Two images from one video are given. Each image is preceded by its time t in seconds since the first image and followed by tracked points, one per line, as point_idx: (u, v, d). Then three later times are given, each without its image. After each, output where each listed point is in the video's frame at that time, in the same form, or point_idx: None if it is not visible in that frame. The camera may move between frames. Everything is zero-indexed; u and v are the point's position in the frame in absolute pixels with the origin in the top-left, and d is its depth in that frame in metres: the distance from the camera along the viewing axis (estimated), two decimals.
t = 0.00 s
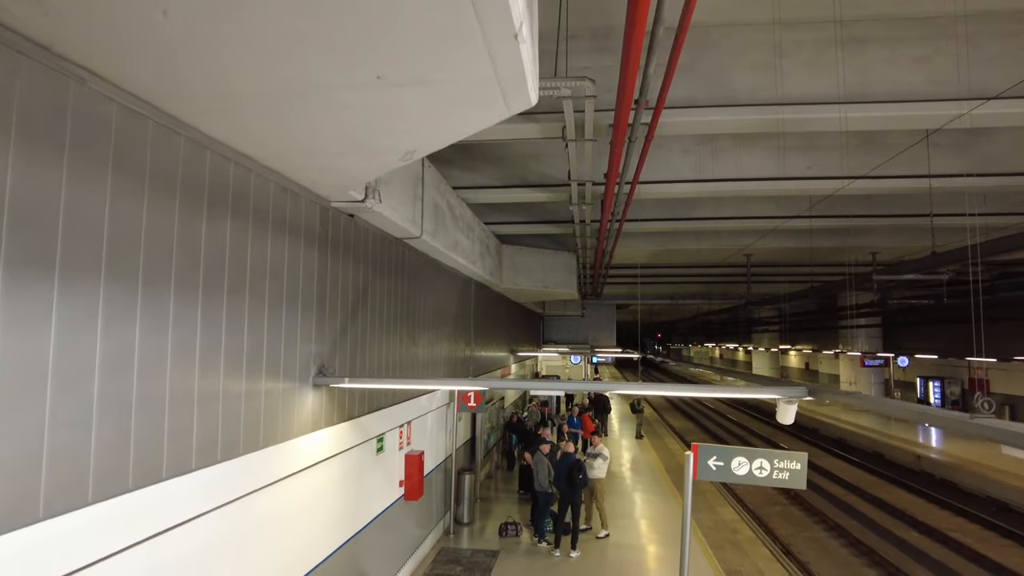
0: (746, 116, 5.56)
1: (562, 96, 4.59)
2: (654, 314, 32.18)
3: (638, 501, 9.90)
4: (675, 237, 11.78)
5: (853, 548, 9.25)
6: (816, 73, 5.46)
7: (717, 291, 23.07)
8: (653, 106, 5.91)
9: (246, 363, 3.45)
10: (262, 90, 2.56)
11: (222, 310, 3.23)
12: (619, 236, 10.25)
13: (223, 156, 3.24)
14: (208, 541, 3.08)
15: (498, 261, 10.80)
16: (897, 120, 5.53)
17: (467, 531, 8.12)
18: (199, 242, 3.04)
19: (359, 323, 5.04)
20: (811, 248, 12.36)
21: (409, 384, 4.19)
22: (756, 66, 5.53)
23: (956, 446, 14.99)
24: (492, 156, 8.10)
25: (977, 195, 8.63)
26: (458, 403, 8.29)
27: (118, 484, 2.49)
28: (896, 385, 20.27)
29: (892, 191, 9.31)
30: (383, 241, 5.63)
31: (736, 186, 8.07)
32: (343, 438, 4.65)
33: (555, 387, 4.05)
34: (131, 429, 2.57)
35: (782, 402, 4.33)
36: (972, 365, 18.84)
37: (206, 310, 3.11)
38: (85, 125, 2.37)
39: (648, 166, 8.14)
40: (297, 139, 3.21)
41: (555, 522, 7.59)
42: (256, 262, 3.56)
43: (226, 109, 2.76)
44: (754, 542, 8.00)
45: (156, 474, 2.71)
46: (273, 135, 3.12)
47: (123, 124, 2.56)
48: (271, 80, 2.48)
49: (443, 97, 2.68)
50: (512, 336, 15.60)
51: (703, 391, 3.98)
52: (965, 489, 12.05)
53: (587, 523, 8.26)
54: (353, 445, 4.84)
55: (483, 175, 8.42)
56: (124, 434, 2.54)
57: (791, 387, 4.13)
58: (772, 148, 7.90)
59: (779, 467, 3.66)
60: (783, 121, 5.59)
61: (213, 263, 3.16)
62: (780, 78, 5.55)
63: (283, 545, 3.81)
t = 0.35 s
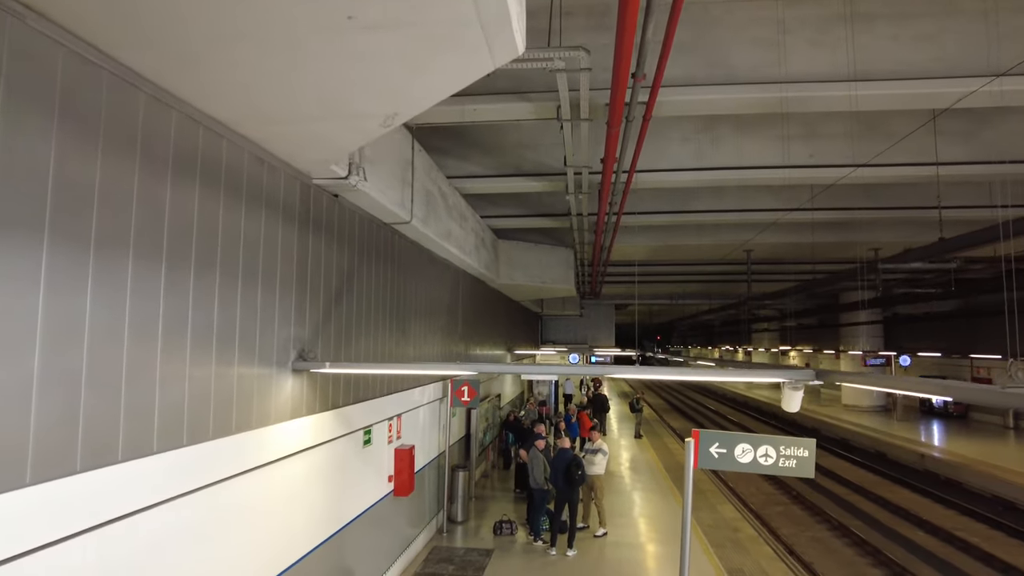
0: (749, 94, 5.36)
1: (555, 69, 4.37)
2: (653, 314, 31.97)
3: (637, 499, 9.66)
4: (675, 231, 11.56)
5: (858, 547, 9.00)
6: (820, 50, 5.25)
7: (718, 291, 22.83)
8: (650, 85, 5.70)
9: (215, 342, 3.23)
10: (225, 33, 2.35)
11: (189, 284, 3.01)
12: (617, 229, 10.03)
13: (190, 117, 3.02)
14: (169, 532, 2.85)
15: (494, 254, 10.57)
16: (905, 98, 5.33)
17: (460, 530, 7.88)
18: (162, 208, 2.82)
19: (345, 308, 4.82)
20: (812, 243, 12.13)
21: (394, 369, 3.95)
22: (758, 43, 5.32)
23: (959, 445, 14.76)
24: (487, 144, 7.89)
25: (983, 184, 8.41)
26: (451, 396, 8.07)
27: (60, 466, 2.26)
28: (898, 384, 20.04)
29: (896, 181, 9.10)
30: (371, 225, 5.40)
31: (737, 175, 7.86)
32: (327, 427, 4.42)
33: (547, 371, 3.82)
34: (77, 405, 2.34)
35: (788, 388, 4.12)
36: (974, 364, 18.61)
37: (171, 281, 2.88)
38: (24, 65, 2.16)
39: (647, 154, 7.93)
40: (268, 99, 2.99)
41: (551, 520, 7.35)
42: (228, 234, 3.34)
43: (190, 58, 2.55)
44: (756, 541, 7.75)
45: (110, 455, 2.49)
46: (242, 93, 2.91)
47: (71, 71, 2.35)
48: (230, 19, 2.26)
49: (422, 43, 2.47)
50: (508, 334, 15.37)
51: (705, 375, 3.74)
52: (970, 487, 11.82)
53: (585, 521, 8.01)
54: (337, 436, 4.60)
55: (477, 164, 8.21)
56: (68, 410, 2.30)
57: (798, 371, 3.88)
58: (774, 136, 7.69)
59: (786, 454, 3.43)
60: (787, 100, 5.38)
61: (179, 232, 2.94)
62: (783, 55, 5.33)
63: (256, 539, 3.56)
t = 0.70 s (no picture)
0: (755, 74, 5.19)
1: (554, 43, 4.24)
2: (654, 313, 31.79)
3: (639, 496, 9.47)
4: (676, 224, 11.39)
5: (864, 546, 8.80)
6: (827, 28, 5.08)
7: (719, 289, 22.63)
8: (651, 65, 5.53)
9: (193, 322, 3.05)
10: None
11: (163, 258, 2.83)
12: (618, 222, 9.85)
13: (164, 82, 2.85)
14: (141, 521, 2.67)
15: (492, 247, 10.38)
16: (917, 77, 5.16)
17: (457, 527, 7.71)
18: (133, 175, 2.64)
19: (335, 293, 4.63)
20: (816, 237, 11.94)
21: (384, 354, 3.76)
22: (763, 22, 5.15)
23: (964, 443, 14.57)
24: (484, 133, 7.72)
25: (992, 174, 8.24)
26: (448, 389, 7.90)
27: (15, 446, 2.09)
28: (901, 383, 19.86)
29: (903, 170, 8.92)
30: (363, 210, 5.22)
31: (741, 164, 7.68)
32: (316, 417, 4.23)
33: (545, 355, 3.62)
34: (33, 379, 2.17)
35: (796, 374, 3.93)
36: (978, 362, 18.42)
37: (143, 254, 2.70)
38: None
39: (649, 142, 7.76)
40: (246, 62, 2.83)
41: (551, 517, 7.16)
42: (207, 209, 3.16)
43: (162, 11, 2.38)
44: (760, 538, 7.57)
45: (71, 437, 2.31)
46: (218, 54, 2.74)
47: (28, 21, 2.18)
48: None
49: None
50: (507, 331, 15.18)
51: (711, 359, 3.54)
52: (975, 485, 11.64)
53: (585, 518, 7.83)
54: (326, 427, 4.41)
55: (475, 153, 8.03)
56: (24, 385, 2.13)
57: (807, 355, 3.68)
58: (779, 124, 7.52)
59: (797, 442, 3.26)
60: (795, 80, 5.22)
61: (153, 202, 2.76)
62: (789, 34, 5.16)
63: (237, 530, 3.38)
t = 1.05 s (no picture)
0: (764, 48, 5.01)
1: (553, 10, 4.01)
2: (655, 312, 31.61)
3: (641, 491, 9.28)
4: (678, 215, 11.20)
5: (871, 542, 8.60)
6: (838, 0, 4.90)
7: (722, 286, 22.40)
8: (655, 41, 5.35)
9: (169, 291, 2.87)
10: None
11: (137, 221, 2.65)
12: (619, 212, 9.65)
13: (137, 32, 2.67)
14: (109, 500, 2.49)
15: (491, 238, 10.20)
16: (933, 51, 4.97)
17: (455, 521, 7.53)
18: (101, 130, 2.47)
19: (326, 272, 4.45)
20: (821, 230, 11.76)
21: (373, 331, 3.58)
22: None
23: (971, 440, 14.37)
24: (484, 118, 7.54)
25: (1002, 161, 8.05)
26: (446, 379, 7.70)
27: None
28: (905, 380, 19.67)
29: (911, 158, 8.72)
30: (355, 189, 5.04)
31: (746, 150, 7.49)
32: (305, 400, 4.05)
33: (544, 332, 3.43)
34: None
35: (807, 355, 3.74)
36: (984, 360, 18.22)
37: (114, 214, 2.53)
38: None
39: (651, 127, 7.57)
40: (227, 14, 2.64)
41: (550, 510, 6.97)
42: (186, 172, 2.98)
43: None
44: (765, 532, 7.39)
45: (28, 406, 2.14)
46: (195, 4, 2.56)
47: None
48: None
49: None
50: (507, 327, 15.00)
51: (720, 336, 3.34)
52: (983, 482, 11.45)
53: (586, 511, 7.65)
54: (315, 410, 4.23)
55: (474, 139, 7.85)
56: None
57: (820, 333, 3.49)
58: (785, 108, 7.34)
59: (812, 422, 3.07)
60: (805, 55, 5.03)
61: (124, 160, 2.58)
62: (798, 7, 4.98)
63: (217, 515, 3.19)
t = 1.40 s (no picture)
0: (774, 16, 4.80)
1: None
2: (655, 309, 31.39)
3: (643, 483, 9.08)
4: (681, 205, 11.00)
5: (879, 535, 8.40)
6: None
7: (723, 281, 22.19)
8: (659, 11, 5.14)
9: (141, 252, 2.68)
10: None
11: (103, 174, 2.46)
12: (621, 199, 9.44)
13: None
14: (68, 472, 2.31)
15: (490, 226, 10.00)
16: (951, 18, 4.74)
17: (452, 513, 7.34)
18: (60, 71, 2.27)
19: (316, 246, 4.25)
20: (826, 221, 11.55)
21: (363, 303, 3.38)
22: None
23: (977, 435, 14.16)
24: (482, 99, 7.31)
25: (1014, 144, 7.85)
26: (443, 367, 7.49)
27: None
28: (908, 376, 19.46)
29: (920, 141, 8.50)
30: (347, 162, 4.83)
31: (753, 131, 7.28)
32: (292, 378, 3.86)
33: (546, 303, 3.21)
34: None
35: (822, 328, 3.52)
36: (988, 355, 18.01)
37: (76, 163, 2.34)
38: None
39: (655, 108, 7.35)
40: None
41: (550, 501, 6.77)
42: (160, 127, 2.78)
43: None
44: (771, 525, 7.19)
45: None
46: None
47: None
48: None
49: None
50: (507, 320, 14.79)
51: (732, 306, 3.12)
52: (990, 476, 11.25)
53: (586, 503, 7.46)
54: (304, 390, 4.03)
55: (472, 120, 7.64)
56: None
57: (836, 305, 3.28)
58: (792, 89, 7.14)
59: (830, 395, 2.86)
60: (818, 23, 4.82)
61: (87, 106, 2.39)
62: None
63: (191, 494, 3.00)
